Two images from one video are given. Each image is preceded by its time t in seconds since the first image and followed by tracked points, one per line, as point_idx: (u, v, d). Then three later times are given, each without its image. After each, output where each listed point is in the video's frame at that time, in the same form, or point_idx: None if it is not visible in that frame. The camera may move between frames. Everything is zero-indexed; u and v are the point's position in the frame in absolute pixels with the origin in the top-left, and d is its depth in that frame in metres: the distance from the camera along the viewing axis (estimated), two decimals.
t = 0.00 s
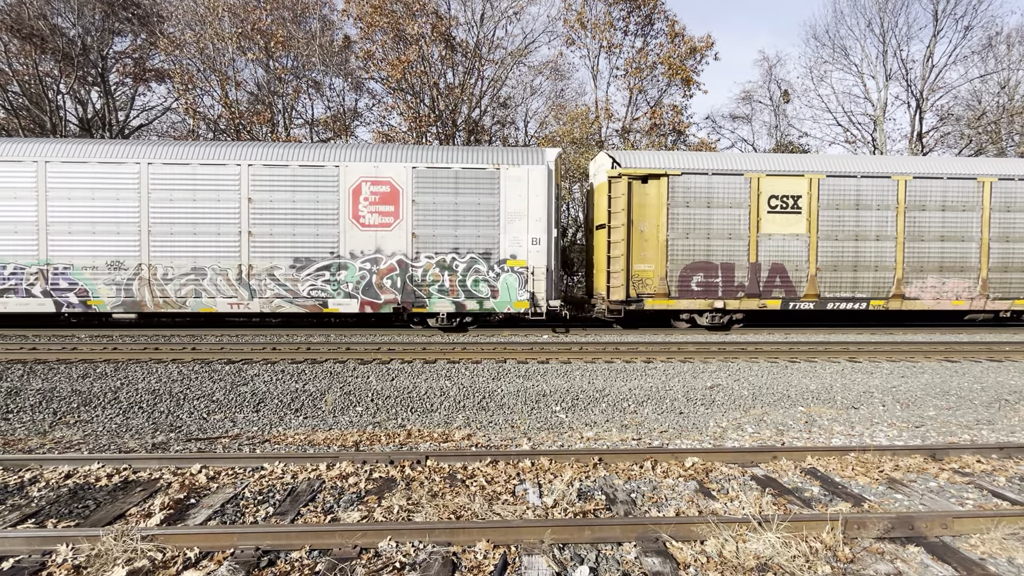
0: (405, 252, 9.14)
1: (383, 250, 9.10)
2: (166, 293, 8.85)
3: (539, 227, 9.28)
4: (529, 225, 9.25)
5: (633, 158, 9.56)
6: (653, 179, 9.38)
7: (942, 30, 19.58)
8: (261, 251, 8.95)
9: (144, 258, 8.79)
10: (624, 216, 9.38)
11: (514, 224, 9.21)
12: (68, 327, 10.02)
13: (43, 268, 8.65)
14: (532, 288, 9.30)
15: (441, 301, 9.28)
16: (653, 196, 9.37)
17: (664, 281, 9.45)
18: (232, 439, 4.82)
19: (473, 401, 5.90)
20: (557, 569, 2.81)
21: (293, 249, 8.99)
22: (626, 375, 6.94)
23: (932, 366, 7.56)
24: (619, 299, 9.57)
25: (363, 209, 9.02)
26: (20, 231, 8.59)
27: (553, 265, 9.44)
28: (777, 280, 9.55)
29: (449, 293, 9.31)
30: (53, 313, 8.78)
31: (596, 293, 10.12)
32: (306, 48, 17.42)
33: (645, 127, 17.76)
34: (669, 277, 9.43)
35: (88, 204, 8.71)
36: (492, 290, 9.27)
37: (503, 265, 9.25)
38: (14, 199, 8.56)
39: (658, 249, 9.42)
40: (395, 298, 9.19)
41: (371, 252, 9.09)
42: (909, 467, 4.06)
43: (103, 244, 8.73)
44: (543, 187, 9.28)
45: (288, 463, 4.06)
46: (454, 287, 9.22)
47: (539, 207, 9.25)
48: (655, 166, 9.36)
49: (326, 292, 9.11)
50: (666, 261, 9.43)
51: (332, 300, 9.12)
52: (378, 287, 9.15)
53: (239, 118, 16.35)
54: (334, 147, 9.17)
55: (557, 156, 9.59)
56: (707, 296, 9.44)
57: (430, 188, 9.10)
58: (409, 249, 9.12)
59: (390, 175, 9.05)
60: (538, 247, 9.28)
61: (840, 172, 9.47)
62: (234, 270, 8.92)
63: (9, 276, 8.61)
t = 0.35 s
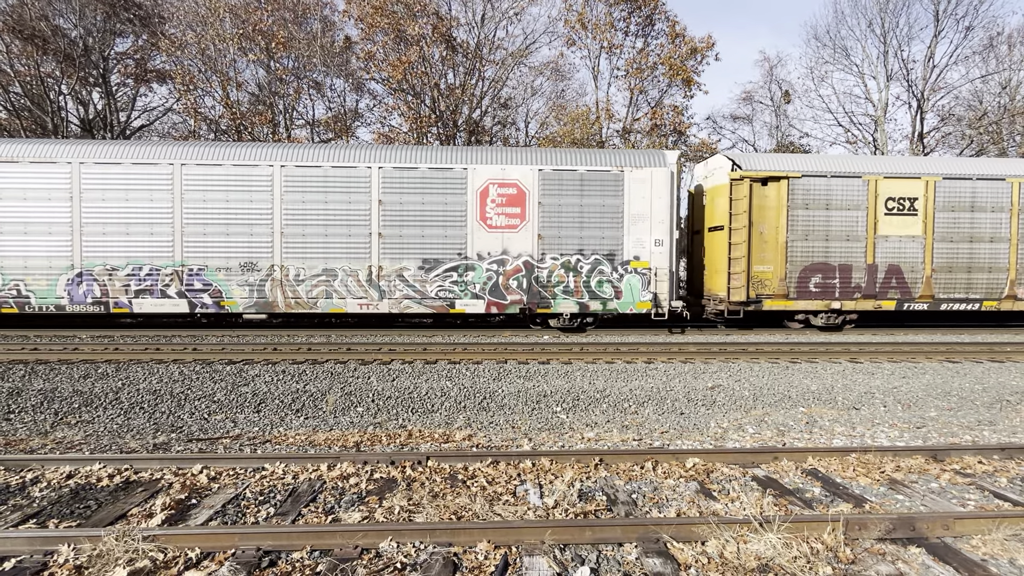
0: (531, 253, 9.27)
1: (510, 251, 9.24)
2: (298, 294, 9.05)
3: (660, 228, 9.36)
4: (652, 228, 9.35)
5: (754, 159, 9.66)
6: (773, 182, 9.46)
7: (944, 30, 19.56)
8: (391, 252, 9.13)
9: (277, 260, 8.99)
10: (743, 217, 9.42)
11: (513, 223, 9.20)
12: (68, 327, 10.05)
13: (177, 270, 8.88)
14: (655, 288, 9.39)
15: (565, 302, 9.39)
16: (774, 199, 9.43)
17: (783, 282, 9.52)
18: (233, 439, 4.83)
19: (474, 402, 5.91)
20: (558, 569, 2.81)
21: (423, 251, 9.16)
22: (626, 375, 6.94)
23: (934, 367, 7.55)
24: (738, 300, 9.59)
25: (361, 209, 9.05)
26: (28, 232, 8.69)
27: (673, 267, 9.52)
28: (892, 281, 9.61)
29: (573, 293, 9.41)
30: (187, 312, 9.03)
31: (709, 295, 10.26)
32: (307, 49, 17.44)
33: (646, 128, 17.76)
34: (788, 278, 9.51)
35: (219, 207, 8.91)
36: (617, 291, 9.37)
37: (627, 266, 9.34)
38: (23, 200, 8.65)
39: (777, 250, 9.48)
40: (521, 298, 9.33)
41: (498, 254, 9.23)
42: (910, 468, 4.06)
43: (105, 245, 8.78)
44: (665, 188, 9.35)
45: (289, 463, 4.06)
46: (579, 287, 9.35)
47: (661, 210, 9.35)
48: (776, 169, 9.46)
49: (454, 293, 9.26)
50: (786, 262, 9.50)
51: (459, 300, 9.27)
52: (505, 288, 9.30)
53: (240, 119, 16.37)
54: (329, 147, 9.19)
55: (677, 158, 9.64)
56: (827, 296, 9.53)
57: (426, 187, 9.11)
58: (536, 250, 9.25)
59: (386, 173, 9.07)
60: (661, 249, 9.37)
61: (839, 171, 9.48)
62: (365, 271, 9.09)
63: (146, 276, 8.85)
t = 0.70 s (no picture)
0: (655, 255, 9.26)
1: (634, 253, 9.23)
2: (427, 294, 9.08)
3: (782, 231, 9.32)
4: (773, 230, 9.31)
5: (873, 163, 9.71)
6: (895, 184, 9.47)
7: (946, 31, 19.54)
8: (517, 254, 9.14)
9: (408, 262, 9.03)
10: (865, 220, 9.41)
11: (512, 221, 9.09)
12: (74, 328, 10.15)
13: (310, 272, 8.93)
14: (776, 290, 9.36)
15: (688, 303, 9.36)
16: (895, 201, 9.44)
17: (903, 283, 9.55)
18: (235, 440, 4.84)
19: (476, 403, 5.91)
20: (560, 571, 2.80)
21: (549, 253, 9.16)
22: (629, 376, 6.94)
23: (938, 368, 7.53)
24: (858, 301, 9.57)
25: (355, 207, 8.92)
26: (22, 232, 8.54)
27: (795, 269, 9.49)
28: (1010, 282, 9.68)
29: (695, 294, 9.37)
30: (318, 313, 9.08)
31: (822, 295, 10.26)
32: (310, 51, 17.48)
33: (648, 128, 17.76)
34: (907, 280, 9.55)
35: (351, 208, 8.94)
36: (740, 291, 9.33)
37: (748, 268, 9.31)
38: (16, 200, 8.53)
39: (897, 251, 9.50)
40: (646, 299, 9.31)
41: (623, 255, 9.22)
42: (914, 469, 4.04)
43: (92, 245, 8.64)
44: (787, 191, 9.31)
45: (292, 464, 4.06)
46: (701, 288, 9.32)
47: (783, 212, 9.31)
48: (900, 171, 9.51)
49: (578, 294, 9.27)
50: (904, 263, 9.53)
51: (585, 301, 9.27)
52: (629, 289, 9.29)
53: (244, 120, 16.44)
54: (323, 146, 9.08)
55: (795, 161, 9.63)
56: (945, 297, 9.58)
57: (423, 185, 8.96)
58: (659, 252, 9.24)
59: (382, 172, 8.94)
60: (782, 250, 9.32)
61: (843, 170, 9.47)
62: (492, 272, 9.11)
63: (279, 277, 8.89)
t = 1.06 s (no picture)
0: (778, 257, 9.25)
1: (758, 254, 9.22)
2: (555, 296, 9.10)
3: (904, 232, 9.27)
4: (894, 232, 9.27)
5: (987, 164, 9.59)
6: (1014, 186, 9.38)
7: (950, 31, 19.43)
8: (643, 256, 9.12)
9: (537, 264, 9.04)
10: (986, 221, 9.32)
11: (513, 222, 9.00)
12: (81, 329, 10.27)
13: (441, 274, 8.97)
14: (897, 291, 9.29)
15: (810, 304, 9.33)
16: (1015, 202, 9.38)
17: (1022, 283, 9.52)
18: (239, 441, 4.85)
19: (479, 404, 5.91)
20: (563, 573, 2.79)
21: (673, 253, 9.15)
22: (632, 378, 6.92)
23: (943, 368, 7.49)
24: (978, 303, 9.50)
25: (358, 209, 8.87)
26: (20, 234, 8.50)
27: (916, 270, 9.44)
28: None
29: (818, 296, 9.33)
30: (446, 314, 9.10)
31: (926, 296, 10.26)
32: (313, 53, 17.53)
33: (651, 129, 17.74)
34: None
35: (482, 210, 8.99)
36: (860, 292, 9.28)
37: (870, 269, 9.25)
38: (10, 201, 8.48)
39: (1016, 252, 9.46)
40: (769, 299, 9.30)
41: (747, 256, 9.22)
42: (920, 471, 4.02)
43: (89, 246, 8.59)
44: (908, 192, 9.28)
45: (295, 466, 4.07)
46: (824, 288, 9.28)
47: (904, 213, 9.26)
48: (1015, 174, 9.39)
49: (703, 296, 9.26)
50: None
51: (709, 303, 9.27)
52: (753, 290, 9.29)
53: (247, 122, 16.51)
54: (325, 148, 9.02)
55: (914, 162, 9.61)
56: None
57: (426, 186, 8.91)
58: (783, 253, 9.22)
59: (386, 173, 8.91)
60: (904, 251, 9.27)
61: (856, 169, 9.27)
62: (618, 274, 9.11)
63: (411, 279, 8.95)
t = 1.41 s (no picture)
0: (899, 257, 9.17)
1: (880, 255, 9.14)
2: (681, 298, 9.11)
3: None
4: (1016, 232, 9.19)
5: None
6: None
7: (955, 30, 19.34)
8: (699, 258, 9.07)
9: (663, 265, 9.06)
10: None
11: (510, 224, 8.94)
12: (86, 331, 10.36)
13: (569, 276, 9.00)
14: (1019, 291, 9.19)
15: (931, 304, 9.22)
16: None
17: None
18: (243, 443, 4.86)
19: (482, 405, 5.91)
20: (567, 575, 2.79)
21: (797, 255, 9.12)
22: (635, 379, 6.91)
23: (949, 370, 7.44)
24: None
25: (354, 210, 8.85)
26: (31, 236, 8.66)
27: None
28: None
29: (939, 296, 9.22)
30: (572, 315, 9.12)
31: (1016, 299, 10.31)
32: (316, 55, 17.59)
33: (654, 130, 17.71)
34: None
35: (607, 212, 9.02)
36: (981, 293, 9.17)
37: (990, 269, 9.17)
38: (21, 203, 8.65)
39: None
40: (891, 300, 9.22)
41: (868, 257, 9.15)
42: (926, 473, 3.99)
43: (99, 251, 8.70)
44: None
45: (299, 467, 4.07)
46: (945, 289, 9.18)
47: None
48: None
49: (827, 296, 9.19)
50: None
51: (832, 304, 9.19)
52: (877, 290, 9.20)
53: (251, 124, 16.60)
54: (328, 150, 9.01)
55: None
56: None
57: (422, 189, 8.90)
58: (905, 254, 9.14)
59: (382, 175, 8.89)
60: None
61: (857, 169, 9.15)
62: (744, 276, 9.10)
63: (539, 280, 8.98)
